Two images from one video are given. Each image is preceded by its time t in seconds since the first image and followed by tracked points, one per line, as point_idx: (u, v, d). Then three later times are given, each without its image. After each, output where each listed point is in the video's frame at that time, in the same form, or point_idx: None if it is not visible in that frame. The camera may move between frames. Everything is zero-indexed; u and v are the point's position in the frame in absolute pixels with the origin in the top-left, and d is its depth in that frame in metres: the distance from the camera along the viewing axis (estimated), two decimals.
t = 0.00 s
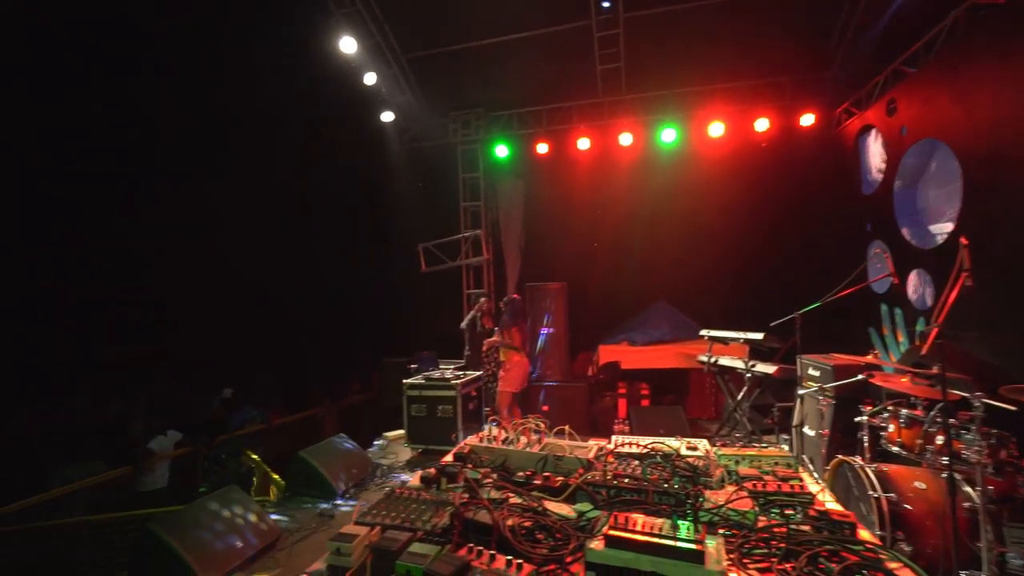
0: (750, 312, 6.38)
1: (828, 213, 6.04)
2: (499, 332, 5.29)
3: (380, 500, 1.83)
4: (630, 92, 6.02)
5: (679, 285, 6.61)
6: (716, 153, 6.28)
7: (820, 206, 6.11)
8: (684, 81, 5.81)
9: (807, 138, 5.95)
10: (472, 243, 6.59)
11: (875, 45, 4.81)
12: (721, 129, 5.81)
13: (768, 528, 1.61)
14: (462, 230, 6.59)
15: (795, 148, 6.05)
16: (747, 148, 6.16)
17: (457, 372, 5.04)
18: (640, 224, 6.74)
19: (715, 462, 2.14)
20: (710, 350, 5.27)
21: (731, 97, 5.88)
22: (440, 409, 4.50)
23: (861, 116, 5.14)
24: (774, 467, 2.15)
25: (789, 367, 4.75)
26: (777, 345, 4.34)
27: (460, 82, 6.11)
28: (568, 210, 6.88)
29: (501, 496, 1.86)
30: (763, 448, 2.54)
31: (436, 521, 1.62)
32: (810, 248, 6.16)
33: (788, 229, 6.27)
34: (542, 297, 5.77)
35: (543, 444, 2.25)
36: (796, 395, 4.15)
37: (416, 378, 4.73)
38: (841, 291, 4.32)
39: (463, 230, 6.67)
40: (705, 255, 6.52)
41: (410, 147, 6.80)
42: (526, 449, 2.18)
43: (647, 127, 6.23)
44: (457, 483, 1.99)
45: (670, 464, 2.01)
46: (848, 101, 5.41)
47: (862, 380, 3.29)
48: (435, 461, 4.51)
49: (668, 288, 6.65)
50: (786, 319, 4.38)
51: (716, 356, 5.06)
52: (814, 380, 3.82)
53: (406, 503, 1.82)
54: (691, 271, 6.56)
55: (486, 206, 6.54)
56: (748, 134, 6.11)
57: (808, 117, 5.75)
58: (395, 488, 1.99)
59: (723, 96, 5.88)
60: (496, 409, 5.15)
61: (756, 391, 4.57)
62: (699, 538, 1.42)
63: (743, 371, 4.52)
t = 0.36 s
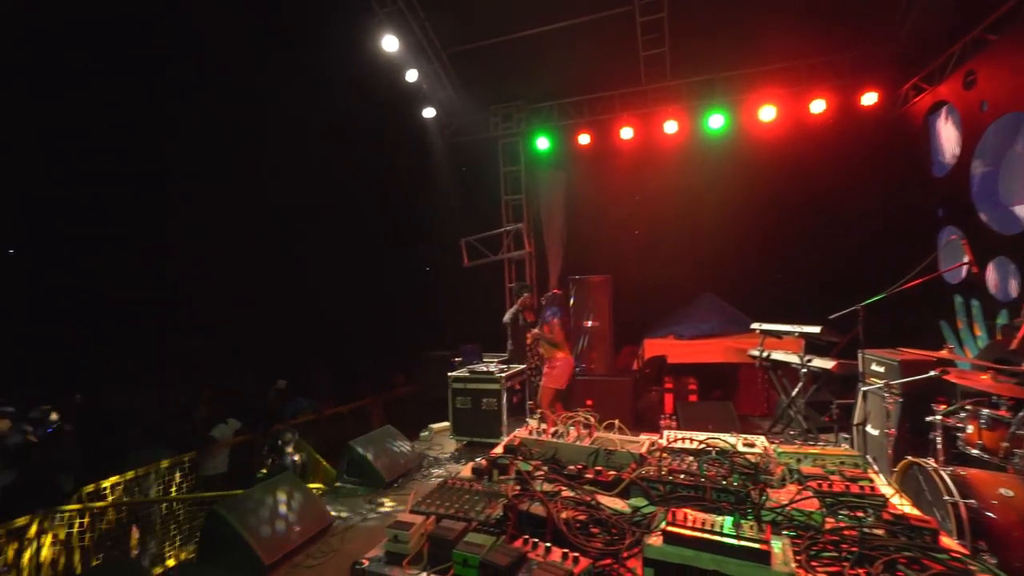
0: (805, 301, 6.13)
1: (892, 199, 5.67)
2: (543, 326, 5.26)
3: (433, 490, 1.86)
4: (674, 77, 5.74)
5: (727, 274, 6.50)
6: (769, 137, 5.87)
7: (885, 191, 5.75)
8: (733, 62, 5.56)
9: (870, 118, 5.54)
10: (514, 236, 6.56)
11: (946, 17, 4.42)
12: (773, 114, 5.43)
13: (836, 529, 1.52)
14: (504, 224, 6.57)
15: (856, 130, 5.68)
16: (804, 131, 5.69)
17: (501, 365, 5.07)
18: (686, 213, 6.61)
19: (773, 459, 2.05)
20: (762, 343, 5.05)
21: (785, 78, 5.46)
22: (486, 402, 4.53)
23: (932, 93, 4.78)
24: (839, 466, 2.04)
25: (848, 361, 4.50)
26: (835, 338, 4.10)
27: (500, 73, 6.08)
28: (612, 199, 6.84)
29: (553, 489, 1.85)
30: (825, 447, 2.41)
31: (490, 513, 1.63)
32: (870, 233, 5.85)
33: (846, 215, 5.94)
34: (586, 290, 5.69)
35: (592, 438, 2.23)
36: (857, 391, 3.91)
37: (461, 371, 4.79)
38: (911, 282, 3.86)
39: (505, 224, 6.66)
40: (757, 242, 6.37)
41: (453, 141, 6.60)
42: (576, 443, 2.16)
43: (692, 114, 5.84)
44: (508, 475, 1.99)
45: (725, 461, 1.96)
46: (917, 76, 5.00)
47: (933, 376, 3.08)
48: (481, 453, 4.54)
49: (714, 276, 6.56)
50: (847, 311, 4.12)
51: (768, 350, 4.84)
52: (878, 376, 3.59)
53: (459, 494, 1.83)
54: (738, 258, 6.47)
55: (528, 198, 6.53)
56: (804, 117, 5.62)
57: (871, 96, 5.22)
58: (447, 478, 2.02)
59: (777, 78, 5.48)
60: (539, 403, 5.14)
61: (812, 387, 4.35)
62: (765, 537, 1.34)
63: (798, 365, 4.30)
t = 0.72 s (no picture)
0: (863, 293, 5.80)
1: (980, 167, 5.33)
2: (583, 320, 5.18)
3: (482, 481, 1.86)
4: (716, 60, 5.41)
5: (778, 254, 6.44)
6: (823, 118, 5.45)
7: (959, 164, 5.43)
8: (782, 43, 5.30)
9: (938, 93, 5.05)
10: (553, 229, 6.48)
11: None
12: (827, 96, 5.06)
13: (911, 533, 1.42)
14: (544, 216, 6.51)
15: (919, 104, 5.27)
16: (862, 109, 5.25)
17: (542, 357, 5.06)
18: (736, 190, 6.49)
19: (836, 457, 1.95)
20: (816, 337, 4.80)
21: (842, 56, 5.06)
22: (527, 394, 4.52)
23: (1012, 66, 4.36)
24: (910, 466, 1.91)
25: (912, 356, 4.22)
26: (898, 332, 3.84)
27: (536, 64, 5.88)
28: (655, 181, 6.80)
29: (602, 483, 1.82)
30: (892, 446, 2.26)
31: (540, 503, 1.61)
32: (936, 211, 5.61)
33: (912, 184, 5.69)
34: (627, 283, 5.57)
35: (641, 432, 2.18)
36: (922, 388, 3.66)
37: (502, 363, 4.80)
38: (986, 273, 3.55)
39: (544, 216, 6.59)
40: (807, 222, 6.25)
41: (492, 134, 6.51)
42: (624, 436, 2.12)
43: (738, 98, 5.51)
44: (556, 467, 1.98)
45: (784, 457, 1.87)
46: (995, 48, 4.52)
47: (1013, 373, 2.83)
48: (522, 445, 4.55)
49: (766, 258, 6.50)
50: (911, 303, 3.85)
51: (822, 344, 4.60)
52: (947, 372, 3.35)
53: (507, 485, 1.82)
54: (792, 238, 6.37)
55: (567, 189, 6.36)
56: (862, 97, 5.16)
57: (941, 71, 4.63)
58: (495, 469, 2.01)
59: (832, 56, 5.10)
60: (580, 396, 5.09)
61: (871, 383, 4.10)
62: (831, 539, 1.27)
63: (855, 360, 4.06)
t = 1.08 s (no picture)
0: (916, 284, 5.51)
1: None
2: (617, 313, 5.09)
3: (521, 472, 1.85)
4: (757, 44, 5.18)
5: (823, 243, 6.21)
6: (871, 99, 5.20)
7: None
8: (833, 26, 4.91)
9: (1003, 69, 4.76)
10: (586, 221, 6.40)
11: None
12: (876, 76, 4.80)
13: (979, 538, 1.34)
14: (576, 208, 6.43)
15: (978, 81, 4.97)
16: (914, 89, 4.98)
17: (576, 351, 5.02)
18: (778, 178, 6.26)
19: (893, 456, 1.85)
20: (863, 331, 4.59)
21: (894, 35, 4.75)
22: (560, 388, 4.50)
23: None
24: (975, 467, 1.80)
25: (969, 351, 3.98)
26: (954, 325, 3.62)
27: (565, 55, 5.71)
28: (690, 169, 6.61)
29: (643, 477, 1.78)
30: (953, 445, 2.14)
31: (581, 497, 1.60)
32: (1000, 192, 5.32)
33: (967, 165, 5.41)
34: (662, 275, 5.45)
35: (681, 426, 2.13)
36: (981, 385, 3.45)
37: (535, 356, 4.79)
38: None
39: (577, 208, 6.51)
40: (853, 209, 6.00)
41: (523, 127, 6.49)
42: (664, 430, 2.08)
43: (780, 83, 5.30)
44: (596, 461, 1.96)
45: (835, 456, 1.80)
46: None
47: None
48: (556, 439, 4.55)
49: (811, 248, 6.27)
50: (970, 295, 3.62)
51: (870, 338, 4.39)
52: (1014, 368, 3.14)
53: (547, 478, 1.81)
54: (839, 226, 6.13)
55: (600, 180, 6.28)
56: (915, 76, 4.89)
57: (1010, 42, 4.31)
58: (534, 461, 2.01)
59: (882, 35, 4.80)
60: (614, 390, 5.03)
61: (924, 379, 3.89)
62: (891, 541, 1.21)
63: (907, 355, 3.85)
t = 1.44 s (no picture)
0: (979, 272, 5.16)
1: None
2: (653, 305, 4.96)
3: (562, 464, 1.84)
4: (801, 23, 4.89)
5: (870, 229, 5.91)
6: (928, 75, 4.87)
7: None
8: None
9: None
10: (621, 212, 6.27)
11: None
12: (938, 51, 4.43)
13: None
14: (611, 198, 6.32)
15: None
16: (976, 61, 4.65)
17: (611, 343, 4.95)
18: (829, 161, 5.97)
19: (961, 455, 1.74)
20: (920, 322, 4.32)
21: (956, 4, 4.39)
22: (596, 380, 4.45)
23: None
24: None
25: None
26: None
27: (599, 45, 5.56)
28: (730, 154, 6.38)
29: (689, 471, 1.74)
30: None
31: (624, 490, 1.58)
32: None
33: None
34: (701, 266, 5.30)
35: (727, 420, 2.07)
36: None
37: (571, 349, 4.74)
38: None
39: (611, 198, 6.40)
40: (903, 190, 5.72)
41: (556, 118, 6.42)
42: (709, 424, 2.02)
43: (827, 61, 4.99)
44: (638, 454, 1.92)
45: (897, 454, 1.70)
46: None
47: None
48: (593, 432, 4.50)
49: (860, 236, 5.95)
50: None
51: (927, 330, 4.12)
52: None
53: (589, 470, 1.79)
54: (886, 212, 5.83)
55: (636, 170, 6.14)
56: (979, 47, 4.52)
57: None
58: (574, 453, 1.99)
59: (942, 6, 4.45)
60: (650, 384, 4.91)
61: (989, 375, 3.61)
62: (967, 546, 1.13)
63: (970, 349, 3.59)
